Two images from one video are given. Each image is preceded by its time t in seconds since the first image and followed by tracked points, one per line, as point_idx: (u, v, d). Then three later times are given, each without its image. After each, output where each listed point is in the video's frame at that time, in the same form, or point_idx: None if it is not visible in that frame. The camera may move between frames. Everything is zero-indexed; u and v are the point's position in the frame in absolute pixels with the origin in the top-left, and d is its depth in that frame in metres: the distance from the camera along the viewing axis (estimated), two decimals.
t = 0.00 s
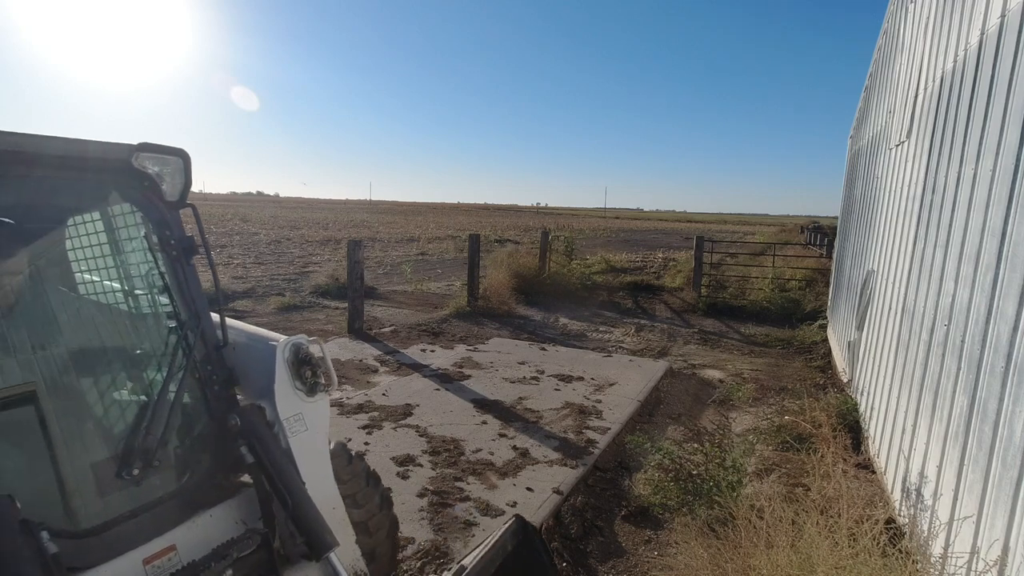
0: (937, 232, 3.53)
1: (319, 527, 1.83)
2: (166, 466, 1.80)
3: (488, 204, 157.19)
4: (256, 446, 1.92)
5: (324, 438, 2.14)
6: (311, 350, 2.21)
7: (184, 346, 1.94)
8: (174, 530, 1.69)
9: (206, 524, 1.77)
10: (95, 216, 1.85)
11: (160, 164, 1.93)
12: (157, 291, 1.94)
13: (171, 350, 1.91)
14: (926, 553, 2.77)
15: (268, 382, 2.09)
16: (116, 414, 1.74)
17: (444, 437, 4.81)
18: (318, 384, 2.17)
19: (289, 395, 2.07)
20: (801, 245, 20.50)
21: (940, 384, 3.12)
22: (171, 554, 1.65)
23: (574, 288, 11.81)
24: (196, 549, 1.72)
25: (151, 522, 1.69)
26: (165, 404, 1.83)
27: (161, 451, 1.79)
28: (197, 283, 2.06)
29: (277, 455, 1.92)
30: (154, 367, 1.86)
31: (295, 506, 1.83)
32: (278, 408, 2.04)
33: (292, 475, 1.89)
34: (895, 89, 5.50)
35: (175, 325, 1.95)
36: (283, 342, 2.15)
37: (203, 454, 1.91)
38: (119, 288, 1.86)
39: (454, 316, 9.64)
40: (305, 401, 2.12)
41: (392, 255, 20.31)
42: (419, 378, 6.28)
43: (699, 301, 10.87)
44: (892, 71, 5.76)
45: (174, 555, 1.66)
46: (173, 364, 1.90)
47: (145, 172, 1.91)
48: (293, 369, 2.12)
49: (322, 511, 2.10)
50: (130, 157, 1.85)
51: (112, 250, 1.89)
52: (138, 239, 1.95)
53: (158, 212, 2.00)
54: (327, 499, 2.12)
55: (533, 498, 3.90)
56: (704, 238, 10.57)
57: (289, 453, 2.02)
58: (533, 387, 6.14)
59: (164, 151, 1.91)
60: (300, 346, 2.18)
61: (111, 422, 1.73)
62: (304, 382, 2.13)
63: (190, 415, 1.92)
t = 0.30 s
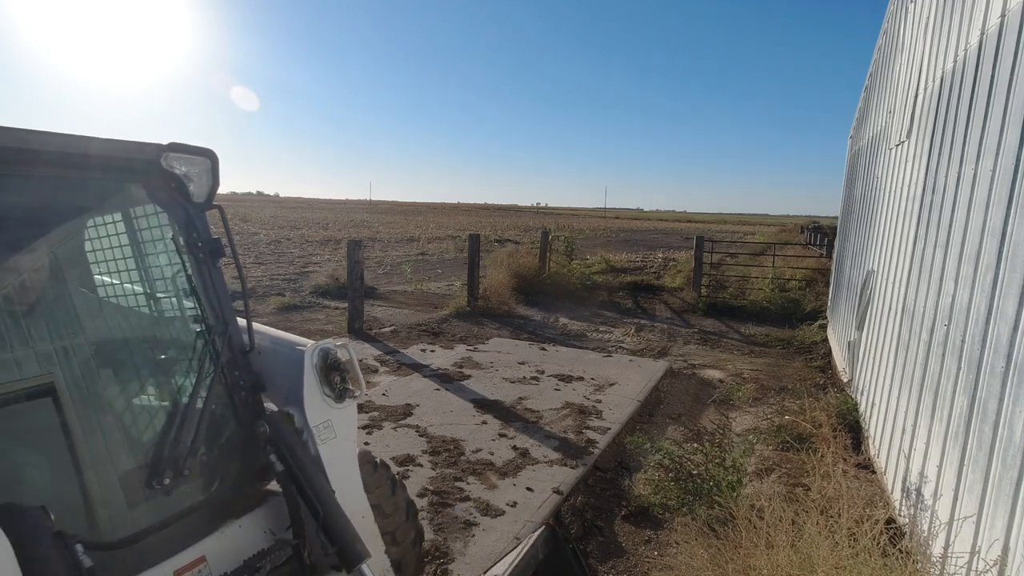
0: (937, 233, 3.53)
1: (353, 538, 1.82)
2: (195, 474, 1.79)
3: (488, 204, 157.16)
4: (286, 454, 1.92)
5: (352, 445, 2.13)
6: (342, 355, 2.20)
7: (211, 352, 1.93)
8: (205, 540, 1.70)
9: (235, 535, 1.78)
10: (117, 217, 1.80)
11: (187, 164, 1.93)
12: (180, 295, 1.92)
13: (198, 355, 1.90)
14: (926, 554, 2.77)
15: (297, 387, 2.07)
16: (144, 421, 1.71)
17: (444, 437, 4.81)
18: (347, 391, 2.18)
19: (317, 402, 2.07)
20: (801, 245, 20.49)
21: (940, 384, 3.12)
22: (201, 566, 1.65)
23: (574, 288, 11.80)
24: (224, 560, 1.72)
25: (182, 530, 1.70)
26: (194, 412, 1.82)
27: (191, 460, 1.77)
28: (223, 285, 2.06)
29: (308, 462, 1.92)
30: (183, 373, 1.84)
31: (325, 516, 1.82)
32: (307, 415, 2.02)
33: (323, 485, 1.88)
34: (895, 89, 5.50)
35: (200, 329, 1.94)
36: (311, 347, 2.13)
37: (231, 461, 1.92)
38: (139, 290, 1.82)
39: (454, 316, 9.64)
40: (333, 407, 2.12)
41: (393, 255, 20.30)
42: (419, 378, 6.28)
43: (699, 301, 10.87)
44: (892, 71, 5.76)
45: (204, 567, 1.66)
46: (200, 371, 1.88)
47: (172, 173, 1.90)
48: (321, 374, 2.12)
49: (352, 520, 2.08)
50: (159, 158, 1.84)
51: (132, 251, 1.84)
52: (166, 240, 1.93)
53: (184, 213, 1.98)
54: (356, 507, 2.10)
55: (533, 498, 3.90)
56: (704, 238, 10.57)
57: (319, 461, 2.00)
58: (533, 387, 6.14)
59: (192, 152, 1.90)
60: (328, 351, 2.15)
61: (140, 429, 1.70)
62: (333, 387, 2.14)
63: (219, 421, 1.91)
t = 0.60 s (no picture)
0: (937, 233, 3.53)
1: (384, 552, 1.81)
2: (225, 486, 1.67)
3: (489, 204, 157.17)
4: (315, 466, 1.85)
5: (381, 454, 2.06)
6: (369, 361, 2.11)
7: (239, 359, 1.81)
8: (236, 552, 1.63)
9: (264, 546, 1.72)
10: (138, 221, 1.66)
11: (214, 167, 1.81)
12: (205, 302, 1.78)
13: (225, 363, 1.78)
14: (927, 554, 2.77)
15: (325, 395, 1.97)
16: (173, 431, 1.60)
17: (444, 437, 4.81)
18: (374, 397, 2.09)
19: (346, 411, 1.98)
20: (800, 245, 20.51)
21: (940, 385, 3.12)
22: None
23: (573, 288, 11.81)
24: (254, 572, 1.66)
25: (213, 544, 1.59)
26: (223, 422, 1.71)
27: (221, 471, 1.66)
28: (250, 291, 1.92)
29: (338, 473, 1.87)
30: (211, 383, 1.72)
31: (358, 529, 1.80)
32: (336, 426, 1.94)
33: (353, 497, 1.85)
34: (895, 89, 5.50)
35: (228, 334, 1.82)
36: (339, 354, 2.03)
37: (259, 471, 1.81)
38: (161, 296, 1.69)
39: (453, 315, 9.64)
40: (362, 415, 2.03)
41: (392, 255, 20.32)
42: (419, 378, 6.27)
43: (699, 301, 10.88)
44: (892, 71, 5.75)
45: None
46: (227, 379, 1.77)
47: (198, 176, 1.79)
48: (350, 383, 2.03)
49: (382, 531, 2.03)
50: (189, 161, 1.73)
51: (153, 255, 1.70)
52: (192, 243, 1.79)
53: (209, 216, 1.84)
54: (386, 517, 2.04)
55: (533, 498, 3.90)
56: (704, 238, 10.57)
57: (348, 472, 1.92)
58: (533, 387, 6.13)
59: (221, 155, 1.78)
60: (355, 358, 2.07)
61: (169, 440, 1.58)
62: (361, 396, 2.05)
63: (247, 430, 1.80)
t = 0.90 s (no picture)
0: (937, 233, 3.53)
1: (410, 560, 1.72)
2: (248, 494, 1.65)
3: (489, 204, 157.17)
4: (338, 470, 1.79)
5: (403, 458, 2.04)
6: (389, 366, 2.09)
7: (257, 362, 1.80)
8: (257, 562, 1.59)
9: (287, 555, 1.67)
10: (151, 222, 1.63)
11: (232, 167, 1.80)
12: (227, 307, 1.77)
13: (246, 369, 1.76)
14: (928, 555, 2.77)
15: (347, 398, 1.96)
16: (194, 438, 1.57)
17: (444, 437, 4.81)
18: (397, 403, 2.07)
19: (368, 414, 1.96)
20: (800, 246, 20.52)
21: (940, 385, 3.12)
22: None
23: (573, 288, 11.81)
24: None
25: (237, 552, 1.56)
26: (247, 429, 1.68)
27: (244, 479, 1.63)
28: (267, 293, 1.92)
29: (361, 479, 1.80)
30: (233, 390, 1.70)
31: (382, 536, 1.71)
32: (359, 429, 1.91)
33: (376, 502, 1.77)
34: (895, 90, 5.50)
35: (246, 336, 1.80)
36: (359, 356, 2.02)
37: (282, 478, 1.78)
38: (177, 299, 1.67)
39: (454, 315, 9.65)
40: (383, 419, 2.02)
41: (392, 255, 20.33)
42: (419, 378, 6.27)
43: (699, 301, 10.88)
44: (892, 72, 5.76)
45: None
46: (247, 383, 1.74)
47: (217, 177, 1.79)
48: (372, 386, 2.01)
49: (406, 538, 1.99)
50: (206, 160, 1.72)
51: (167, 258, 1.69)
52: (208, 244, 1.78)
53: (227, 217, 1.83)
54: (410, 524, 2.01)
55: (533, 498, 3.90)
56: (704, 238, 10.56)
57: (372, 476, 1.88)
58: (533, 387, 6.14)
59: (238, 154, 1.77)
60: (375, 361, 2.05)
61: (190, 447, 1.55)
62: (383, 401, 2.04)
63: (270, 436, 1.78)
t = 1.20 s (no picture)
0: (937, 233, 3.53)
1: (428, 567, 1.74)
2: (264, 500, 1.64)
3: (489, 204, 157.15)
4: (355, 476, 1.78)
5: (418, 464, 2.00)
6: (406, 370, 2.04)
7: (271, 366, 1.80)
8: (274, 569, 1.58)
9: (303, 562, 1.66)
10: (162, 223, 1.61)
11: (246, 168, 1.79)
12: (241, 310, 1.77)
13: (260, 374, 1.76)
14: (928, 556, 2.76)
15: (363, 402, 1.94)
16: (209, 443, 1.56)
17: (444, 437, 4.81)
18: (412, 406, 2.02)
19: (384, 419, 1.92)
20: (800, 246, 20.51)
21: (940, 385, 3.12)
22: None
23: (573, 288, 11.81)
24: None
25: (254, 559, 1.56)
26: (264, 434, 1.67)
27: (261, 485, 1.63)
28: (280, 296, 1.92)
29: (377, 484, 1.79)
30: (247, 395, 1.70)
31: (398, 543, 1.73)
32: (375, 434, 1.88)
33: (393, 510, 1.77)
34: (895, 90, 5.50)
35: (261, 340, 1.81)
36: (375, 360, 1.98)
37: (297, 484, 1.79)
38: (188, 300, 1.65)
39: (453, 315, 9.65)
40: (399, 424, 1.97)
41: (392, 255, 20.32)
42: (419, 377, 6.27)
43: (699, 301, 10.88)
44: (892, 72, 5.75)
45: None
46: (262, 388, 1.75)
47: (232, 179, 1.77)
48: (387, 390, 1.97)
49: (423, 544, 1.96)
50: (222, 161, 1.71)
51: (177, 259, 1.66)
52: (220, 246, 1.77)
53: (242, 219, 1.83)
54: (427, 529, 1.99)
55: (533, 498, 3.90)
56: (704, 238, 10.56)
57: (388, 481, 1.86)
58: (533, 387, 6.14)
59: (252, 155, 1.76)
60: (392, 365, 2.00)
61: (205, 453, 1.54)
62: (398, 404, 1.99)
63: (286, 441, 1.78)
